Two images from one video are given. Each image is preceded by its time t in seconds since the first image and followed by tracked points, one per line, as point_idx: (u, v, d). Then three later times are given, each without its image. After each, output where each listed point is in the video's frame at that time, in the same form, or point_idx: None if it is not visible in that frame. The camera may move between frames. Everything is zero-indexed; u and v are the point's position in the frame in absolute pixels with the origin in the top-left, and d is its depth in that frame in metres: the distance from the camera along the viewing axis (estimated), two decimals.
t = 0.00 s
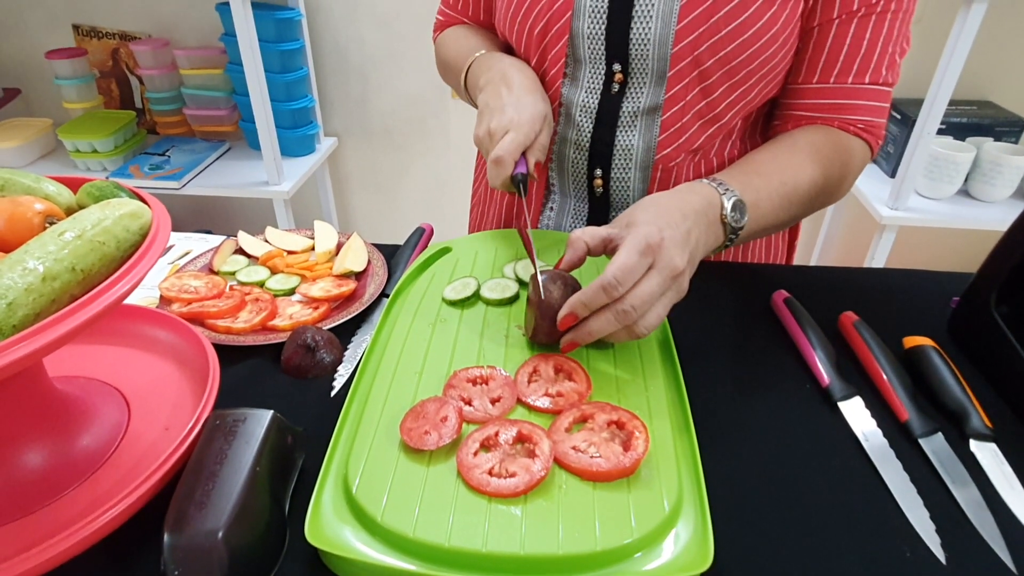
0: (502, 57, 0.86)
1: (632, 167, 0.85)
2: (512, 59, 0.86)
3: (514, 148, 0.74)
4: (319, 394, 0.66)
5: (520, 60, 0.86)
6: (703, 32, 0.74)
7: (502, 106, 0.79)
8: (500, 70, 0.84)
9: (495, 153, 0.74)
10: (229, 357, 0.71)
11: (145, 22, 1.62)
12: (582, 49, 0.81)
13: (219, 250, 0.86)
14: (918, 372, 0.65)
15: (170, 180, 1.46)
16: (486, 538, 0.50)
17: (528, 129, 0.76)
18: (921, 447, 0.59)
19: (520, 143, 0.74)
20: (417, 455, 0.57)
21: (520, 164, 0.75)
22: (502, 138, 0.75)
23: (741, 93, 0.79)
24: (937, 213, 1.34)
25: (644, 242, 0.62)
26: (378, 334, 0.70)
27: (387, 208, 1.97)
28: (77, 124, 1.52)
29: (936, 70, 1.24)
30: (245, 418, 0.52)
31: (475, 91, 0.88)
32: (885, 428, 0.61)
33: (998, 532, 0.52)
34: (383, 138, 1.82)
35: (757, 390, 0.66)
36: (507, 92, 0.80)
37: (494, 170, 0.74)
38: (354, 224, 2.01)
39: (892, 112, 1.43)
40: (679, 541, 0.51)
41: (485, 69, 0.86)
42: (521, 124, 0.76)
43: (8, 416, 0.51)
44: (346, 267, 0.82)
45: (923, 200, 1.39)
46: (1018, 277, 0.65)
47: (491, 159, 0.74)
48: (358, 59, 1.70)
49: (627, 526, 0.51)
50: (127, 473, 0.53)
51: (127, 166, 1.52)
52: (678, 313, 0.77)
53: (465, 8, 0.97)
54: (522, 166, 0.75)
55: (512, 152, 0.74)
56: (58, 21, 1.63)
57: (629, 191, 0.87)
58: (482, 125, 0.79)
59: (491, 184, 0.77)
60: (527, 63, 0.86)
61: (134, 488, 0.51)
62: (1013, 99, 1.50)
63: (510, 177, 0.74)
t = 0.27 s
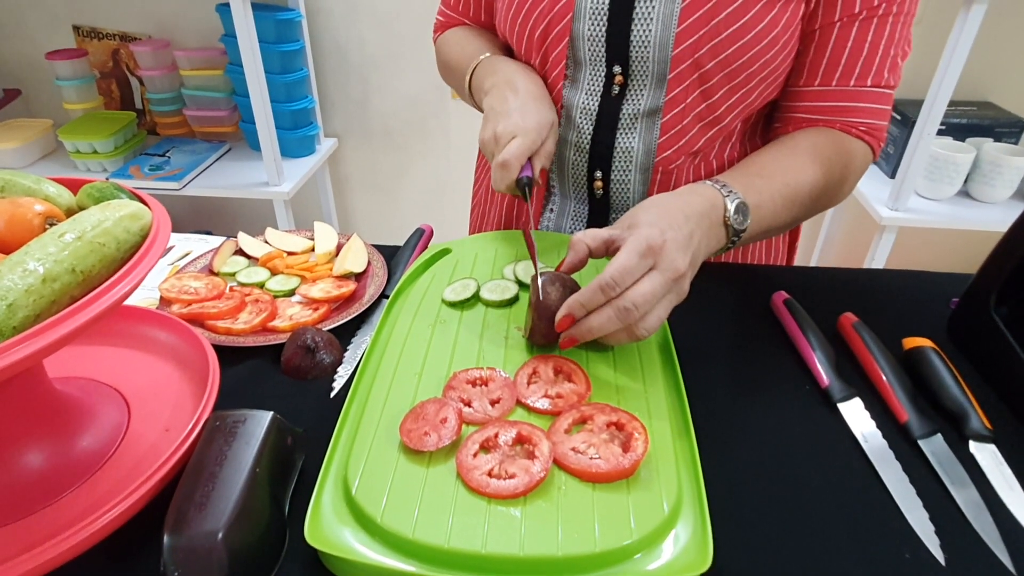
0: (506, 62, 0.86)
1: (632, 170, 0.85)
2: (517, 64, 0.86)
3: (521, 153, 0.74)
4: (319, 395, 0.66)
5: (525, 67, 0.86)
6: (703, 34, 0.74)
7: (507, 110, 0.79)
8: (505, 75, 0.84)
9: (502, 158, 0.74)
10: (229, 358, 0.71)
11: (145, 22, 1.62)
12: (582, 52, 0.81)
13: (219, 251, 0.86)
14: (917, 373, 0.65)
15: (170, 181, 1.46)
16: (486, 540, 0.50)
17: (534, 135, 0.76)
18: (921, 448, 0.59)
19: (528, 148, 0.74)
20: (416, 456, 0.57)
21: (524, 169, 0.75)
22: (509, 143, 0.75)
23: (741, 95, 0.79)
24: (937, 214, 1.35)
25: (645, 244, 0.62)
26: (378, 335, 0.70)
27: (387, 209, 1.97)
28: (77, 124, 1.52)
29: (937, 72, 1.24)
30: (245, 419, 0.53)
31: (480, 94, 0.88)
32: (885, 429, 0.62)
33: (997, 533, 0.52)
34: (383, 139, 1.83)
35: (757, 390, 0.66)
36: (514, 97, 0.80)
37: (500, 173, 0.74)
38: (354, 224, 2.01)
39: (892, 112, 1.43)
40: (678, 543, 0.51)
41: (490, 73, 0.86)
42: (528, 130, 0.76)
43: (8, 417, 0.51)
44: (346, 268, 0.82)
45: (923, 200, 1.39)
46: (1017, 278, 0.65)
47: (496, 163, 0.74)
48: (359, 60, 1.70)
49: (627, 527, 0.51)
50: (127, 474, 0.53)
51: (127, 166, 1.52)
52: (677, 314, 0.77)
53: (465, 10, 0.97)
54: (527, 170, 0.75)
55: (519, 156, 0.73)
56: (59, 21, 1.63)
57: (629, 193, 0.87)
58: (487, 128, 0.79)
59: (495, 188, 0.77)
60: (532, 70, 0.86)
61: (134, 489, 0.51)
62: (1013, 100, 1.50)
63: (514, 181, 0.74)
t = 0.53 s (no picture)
0: (514, 68, 0.87)
1: (634, 173, 0.85)
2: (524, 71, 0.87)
3: (525, 161, 0.75)
4: (318, 398, 0.66)
5: (532, 74, 0.86)
6: (705, 37, 0.74)
7: (512, 116, 0.79)
8: (512, 80, 0.84)
9: (506, 163, 0.74)
10: (229, 361, 0.71)
11: (145, 24, 1.62)
12: (584, 55, 0.81)
13: (219, 254, 0.86)
14: (917, 376, 0.65)
15: (171, 182, 1.46)
16: (485, 543, 0.50)
17: (538, 145, 0.77)
18: (921, 451, 0.59)
19: (530, 157, 0.75)
20: (416, 459, 0.57)
21: (526, 175, 0.76)
22: (514, 149, 0.75)
23: (742, 98, 0.79)
24: (937, 216, 1.34)
25: (636, 241, 0.62)
26: (378, 338, 0.71)
27: (387, 210, 1.97)
28: (78, 126, 1.52)
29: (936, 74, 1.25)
30: (244, 423, 0.53)
31: (486, 99, 0.89)
32: (884, 432, 0.62)
33: (997, 536, 0.52)
34: (383, 141, 1.83)
35: (757, 393, 0.66)
36: (522, 103, 0.81)
37: (502, 178, 0.75)
38: (354, 226, 2.01)
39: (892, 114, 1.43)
40: (677, 546, 0.51)
41: (497, 77, 0.87)
42: (534, 139, 0.77)
43: (8, 421, 0.51)
44: (346, 271, 0.82)
45: (923, 202, 1.39)
46: (1017, 281, 0.65)
47: (499, 167, 0.75)
48: (359, 62, 1.70)
49: (626, 530, 0.51)
50: (128, 477, 0.53)
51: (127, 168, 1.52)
52: (677, 316, 0.77)
53: (467, 13, 0.97)
54: (528, 177, 0.75)
55: (522, 164, 0.74)
56: (59, 24, 1.63)
57: (631, 196, 0.87)
58: (492, 132, 0.79)
59: (495, 191, 0.77)
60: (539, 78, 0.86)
61: (135, 492, 0.51)
62: (1013, 102, 1.50)
63: (515, 187, 0.75)
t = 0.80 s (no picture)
0: (518, 70, 0.87)
1: (635, 172, 0.85)
2: (529, 73, 0.87)
3: (527, 165, 0.75)
4: (318, 397, 0.66)
5: (535, 76, 0.86)
6: (708, 34, 0.74)
7: (513, 120, 0.79)
8: (516, 82, 0.84)
9: (510, 167, 0.74)
10: (229, 360, 0.71)
11: (145, 23, 1.62)
12: (586, 52, 0.81)
13: (219, 252, 0.86)
14: (919, 375, 0.65)
15: (171, 182, 1.46)
16: (486, 542, 0.50)
17: (541, 148, 0.77)
18: (922, 450, 0.59)
19: (533, 161, 0.75)
20: (416, 459, 0.57)
21: (528, 180, 0.76)
22: (516, 153, 0.76)
23: (745, 96, 0.79)
24: (938, 215, 1.34)
25: (631, 238, 0.62)
26: (378, 337, 0.70)
27: (388, 210, 1.97)
28: (78, 126, 1.52)
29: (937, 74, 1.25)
30: (244, 422, 0.52)
31: (488, 99, 0.89)
32: (886, 432, 0.61)
33: (999, 536, 0.51)
34: (384, 140, 1.82)
35: (758, 392, 0.66)
36: (525, 106, 0.81)
37: (504, 182, 0.75)
38: (354, 225, 2.01)
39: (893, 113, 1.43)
40: (678, 546, 0.51)
41: (501, 79, 0.87)
42: (536, 143, 0.77)
43: (8, 420, 0.51)
44: (346, 270, 0.82)
45: (924, 201, 1.39)
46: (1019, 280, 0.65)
47: (501, 171, 0.75)
48: (359, 61, 1.70)
49: (627, 530, 0.51)
50: (128, 476, 0.53)
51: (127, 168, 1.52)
52: (678, 316, 0.77)
53: (470, 12, 0.96)
54: (530, 182, 0.76)
55: (524, 168, 0.74)
56: (59, 23, 1.63)
57: (632, 194, 0.87)
58: (495, 135, 0.79)
59: (498, 194, 0.78)
60: (542, 79, 0.86)
61: (135, 491, 0.51)
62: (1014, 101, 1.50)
63: (517, 192, 0.75)
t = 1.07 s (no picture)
0: (518, 71, 0.87)
1: (634, 171, 0.85)
2: (529, 73, 0.87)
3: (527, 167, 0.75)
4: (318, 398, 0.66)
5: (536, 78, 0.86)
6: (709, 32, 0.74)
7: (513, 122, 0.79)
8: (516, 83, 0.84)
9: (510, 171, 0.74)
10: (228, 361, 0.70)
11: (145, 23, 1.62)
12: (586, 50, 0.81)
13: (219, 253, 0.86)
14: (920, 376, 0.65)
15: (171, 182, 1.46)
16: (486, 543, 0.50)
17: (541, 150, 0.77)
18: (924, 451, 0.58)
19: (533, 163, 0.75)
20: (416, 459, 0.57)
21: (529, 183, 0.76)
22: (516, 156, 0.75)
23: (746, 96, 0.79)
24: (939, 216, 1.34)
25: (632, 243, 0.62)
26: (378, 337, 0.70)
27: (388, 210, 1.97)
28: (78, 126, 1.52)
29: (938, 75, 1.25)
30: (243, 423, 0.52)
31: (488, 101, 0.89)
32: (887, 432, 0.61)
33: (1000, 537, 0.51)
34: (384, 140, 1.82)
35: (758, 393, 0.66)
36: (525, 107, 0.81)
37: (505, 185, 0.75)
38: (354, 226, 2.01)
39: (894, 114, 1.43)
40: (679, 547, 0.51)
41: (501, 79, 0.87)
42: (536, 145, 0.76)
43: (7, 420, 0.51)
44: (346, 270, 0.82)
45: (925, 202, 1.39)
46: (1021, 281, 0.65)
47: (502, 175, 0.75)
48: (359, 62, 1.70)
49: (627, 531, 0.51)
50: (127, 477, 0.53)
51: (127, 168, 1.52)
52: (678, 316, 0.77)
53: (471, 11, 0.96)
54: (531, 184, 0.76)
55: (524, 171, 0.74)
56: (59, 23, 1.63)
57: (631, 194, 0.87)
58: (495, 138, 0.80)
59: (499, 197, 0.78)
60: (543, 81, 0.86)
61: (134, 492, 0.50)
62: (1014, 102, 1.50)
63: (518, 194, 0.76)
